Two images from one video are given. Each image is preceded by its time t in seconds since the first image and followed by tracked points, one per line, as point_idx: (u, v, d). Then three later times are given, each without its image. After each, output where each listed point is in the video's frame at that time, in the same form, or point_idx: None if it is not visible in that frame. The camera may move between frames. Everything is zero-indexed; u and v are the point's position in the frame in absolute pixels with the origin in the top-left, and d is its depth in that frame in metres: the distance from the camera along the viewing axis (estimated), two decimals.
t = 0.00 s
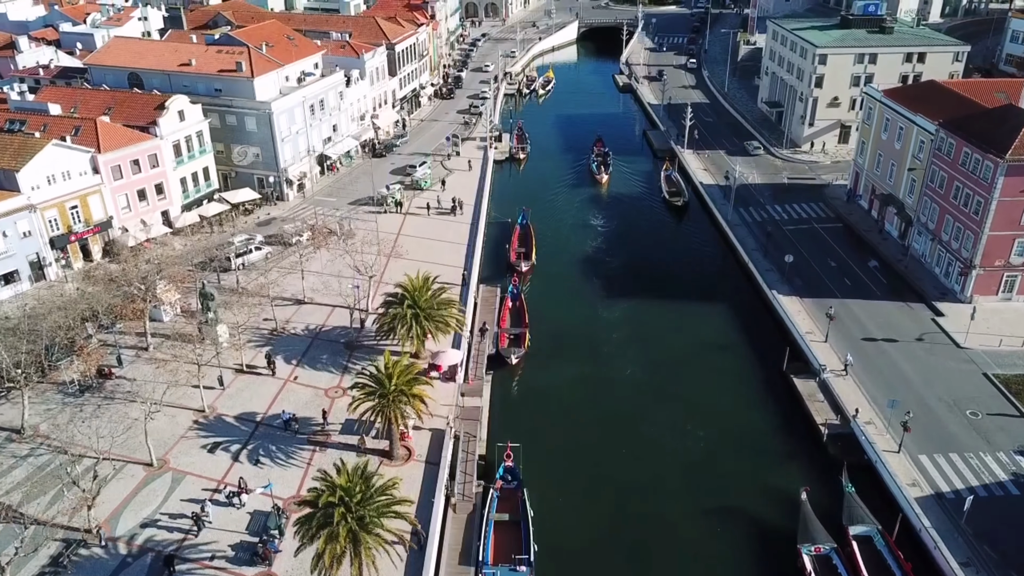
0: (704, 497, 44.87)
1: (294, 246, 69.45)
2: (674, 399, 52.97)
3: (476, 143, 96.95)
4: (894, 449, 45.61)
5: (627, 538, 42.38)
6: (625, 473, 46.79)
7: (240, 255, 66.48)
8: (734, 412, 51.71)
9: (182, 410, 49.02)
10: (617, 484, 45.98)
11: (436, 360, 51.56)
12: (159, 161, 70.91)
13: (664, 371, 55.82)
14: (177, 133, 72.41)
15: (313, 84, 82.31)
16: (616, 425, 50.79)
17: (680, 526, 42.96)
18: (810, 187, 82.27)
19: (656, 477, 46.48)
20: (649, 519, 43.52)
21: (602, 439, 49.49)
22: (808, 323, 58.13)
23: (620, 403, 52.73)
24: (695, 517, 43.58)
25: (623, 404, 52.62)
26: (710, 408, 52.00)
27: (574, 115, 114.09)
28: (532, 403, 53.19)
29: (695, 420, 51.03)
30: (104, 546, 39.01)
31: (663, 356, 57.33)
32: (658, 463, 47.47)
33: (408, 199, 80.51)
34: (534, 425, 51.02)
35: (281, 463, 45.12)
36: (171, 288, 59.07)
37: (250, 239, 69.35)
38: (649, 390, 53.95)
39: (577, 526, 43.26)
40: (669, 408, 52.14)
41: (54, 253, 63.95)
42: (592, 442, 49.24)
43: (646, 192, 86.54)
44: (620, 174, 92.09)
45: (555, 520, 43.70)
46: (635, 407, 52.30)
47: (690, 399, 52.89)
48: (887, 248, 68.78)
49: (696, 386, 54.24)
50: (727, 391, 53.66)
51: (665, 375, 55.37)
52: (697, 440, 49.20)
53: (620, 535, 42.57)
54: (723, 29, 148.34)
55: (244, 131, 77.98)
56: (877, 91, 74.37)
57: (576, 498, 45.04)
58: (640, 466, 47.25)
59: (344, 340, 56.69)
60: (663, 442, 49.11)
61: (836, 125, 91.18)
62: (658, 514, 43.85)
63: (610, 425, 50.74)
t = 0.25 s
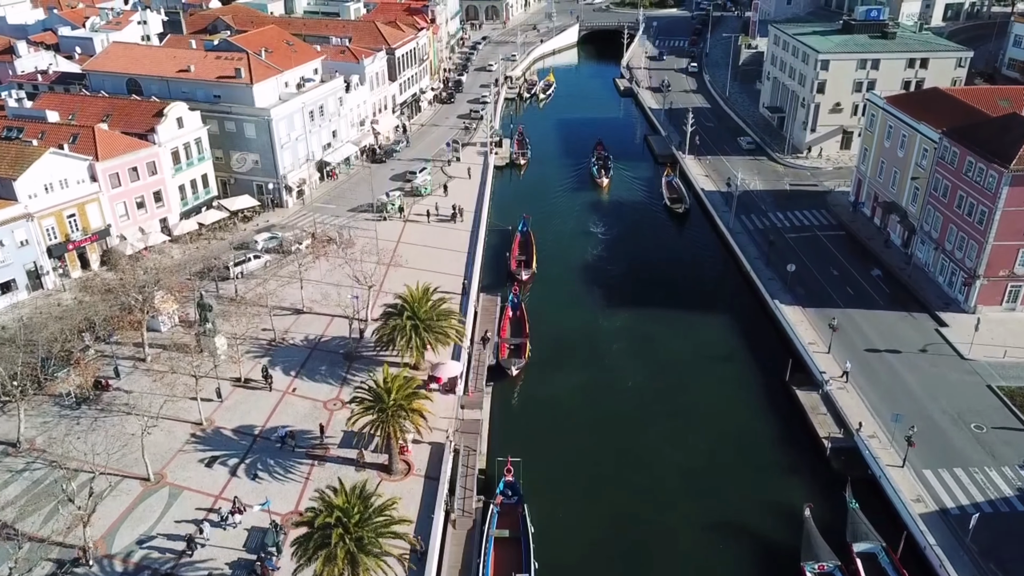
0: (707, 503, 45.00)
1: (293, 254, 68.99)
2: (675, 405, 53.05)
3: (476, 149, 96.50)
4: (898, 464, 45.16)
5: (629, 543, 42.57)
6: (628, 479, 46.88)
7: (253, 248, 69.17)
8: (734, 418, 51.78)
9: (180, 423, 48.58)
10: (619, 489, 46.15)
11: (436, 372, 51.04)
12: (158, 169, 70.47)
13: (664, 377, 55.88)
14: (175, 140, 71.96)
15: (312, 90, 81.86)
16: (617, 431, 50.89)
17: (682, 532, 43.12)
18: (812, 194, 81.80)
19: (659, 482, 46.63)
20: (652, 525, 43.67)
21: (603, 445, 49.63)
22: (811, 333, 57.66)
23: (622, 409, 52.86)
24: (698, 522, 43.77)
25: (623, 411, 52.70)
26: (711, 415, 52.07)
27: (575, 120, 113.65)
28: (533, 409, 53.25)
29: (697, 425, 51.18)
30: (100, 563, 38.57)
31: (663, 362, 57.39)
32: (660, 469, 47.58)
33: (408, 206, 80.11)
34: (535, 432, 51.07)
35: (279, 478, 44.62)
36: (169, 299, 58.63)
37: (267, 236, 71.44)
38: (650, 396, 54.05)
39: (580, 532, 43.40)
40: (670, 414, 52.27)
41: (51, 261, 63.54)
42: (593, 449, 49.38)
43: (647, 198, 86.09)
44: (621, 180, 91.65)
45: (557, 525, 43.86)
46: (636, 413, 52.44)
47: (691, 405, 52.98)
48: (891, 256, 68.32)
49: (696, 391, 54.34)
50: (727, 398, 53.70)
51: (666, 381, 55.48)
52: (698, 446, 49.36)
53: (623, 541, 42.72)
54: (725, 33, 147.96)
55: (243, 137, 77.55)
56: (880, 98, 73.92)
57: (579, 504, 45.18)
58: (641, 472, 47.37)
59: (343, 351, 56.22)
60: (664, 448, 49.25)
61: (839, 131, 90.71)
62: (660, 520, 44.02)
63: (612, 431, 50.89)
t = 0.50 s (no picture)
0: (711, 514, 44.99)
1: (292, 263, 68.55)
2: (679, 414, 53.04)
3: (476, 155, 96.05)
4: (902, 480, 44.67)
5: (635, 554, 42.53)
6: (630, 486, 47.11)
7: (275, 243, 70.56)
8: (739, 428, 51.77)
9: (177, 438, 48.12)
10: (623, 498, 46.16)
11: (435, 386, 50.51)
12: (156, 177, 69.99)
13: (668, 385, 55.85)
14: (174, 148, 71.51)
15: (311, 97, 81.39)
16: (621, 440, 50.86)
17: (687, 543, 43.09)
18: (814, 201, 81.33)
19: (663, 492, 46.63)
20: (656, 535, 43.65)
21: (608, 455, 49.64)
22: (813, 345, 57.18)
23: (626, 418, 52.85)
24: (703, 533, 43.75)
25: (628, 419, 52.70)
26: (715, 425, 52.04)
27: (576, 125, 113.16)
28: (537, 418, 53.23)
29: (702, 435, 51.18)
30: None
31: (668, 370, 57.37)
32: (661, 476, 47.81)
33: (408, 214, 79.68)
34: (540, 441, 51.05)
35: (276, 494, 44.14)
36: (167, 310, 58.18)
37: (292, 233, 72.63)
38: (654, 405, 54.04)
39: (585, 542, 43.37)
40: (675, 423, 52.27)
41: (48, 271, 63.14)
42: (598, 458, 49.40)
43: (648, 205, 85.64)
44: (622, 186, 91.22)
45: (563, 535, 43.85)
46: (641, 422, 52.41)
47: (695, 414, 52.98)
48: (893, 266, 67.86)
49: (701, 400, 54.30)
50: (731, 407, 53.66)
51: (670, 389, 55.44)
52: (702, 456, 49.32)
53: (628, 551, 42.71)
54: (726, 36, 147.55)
55: (241, 144, 77.11)
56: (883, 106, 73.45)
57: (584, 514, 45.18)
58: (646, 482, 47.38)
59: (341, 363, 55.74)
60: (669, 458, 49.23)
61: (841, 137, 90.21)
62: (665, 530, 44.00)
63: (616, 439, 50.88)
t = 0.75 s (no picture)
0: (713, 518, 45.30)
1: (291, 271, 68.14)
2: (681, 418, 53.31)
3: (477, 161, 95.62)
4: (906, 495, 44.25)
5: (637, 557, 42.86)
6: (630, 487, 47.67)
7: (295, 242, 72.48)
8: (741, 431, 52.00)
9: (174, 451, 47.69)
10: (626, 502, 46.52)
11: (435, 398, 50.02)
12: (155, 185, 69.52)
13: (671, 388, 56.09)
14: (172, 156, 71.09)
15: (310, 102, 80.94)
16: (624, 443, 51.16)
17: (687, 543, 43.71)
18: (816, 208, 80.90)
19: (665, 495, 46.98)
20: (658, 539, 44.00)
21: (611, 458, 49.96)
22: (816, 356, 56.75)
23: (629, 421, 53.15)
24: (704, 536, 44.11)
25: (631, 423, 52.97)
26: (717, 429, 52.29)
27: (576, 130, 112.72)
28: (540, 421, 53.50)
29: (704, 438, 51.45)
30: None
31: (670, 373, 57.61)
32: (661, 477, 48.33)
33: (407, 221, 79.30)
34: (542, 445, 51.36)
35: (273, 509, 43.66)
36: (165, 320, 57.75)
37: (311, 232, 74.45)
38: (657, 408, 54.31)
39: (588, 546, 43.71)
40: (677, 426, 52.56)
41: (45, 279, 62.77)
42: (600, 461, 49.71)
43: (649, 212, 85.21)
44: (623, 192, 90.79)
45: (565, 539, 44.20)
46: (643, 425, 52.74)
47: (697, 418, 53.26)
48: (896, 274, 67.43)
49: (703, 403, 54.56)
50: (733, 411, 53.85)
51: (672, 392, 55.68)
52: (705, 460, 49.60)
53: (630, 555, 43.03)
54: (727, 40, 147.07)
55: (240, 151, 76.67)
56: (885, 113, 73.02)
57: (587, 518, 45.50)
58: (648, 485, 47.73)
59: (340, 374, 55.27)
60: (671, 462, 49.54)
61: (843, 143, 89.75)
62: (667, 534, 44.35)
63: (619, 443, 51.21)
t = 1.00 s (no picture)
0: (713, 520, 45.76)
1: (290, 279, 67.75)
2: (682, 420, 53.77)
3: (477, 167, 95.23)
4: (909, 511, 43.79)
5: (638, 557, 43.40)
6: (630, 487, 48.21)
7: (315, 240, 74.52)
8: (741, 434, 52.43)
9: (171, 465, 47.25)
10: (627, 503, 46.97)
11: (434, 411, 49.57)
12: (153, 193, 69.07)
13: (672, 391, 56.50)
14: (170, 163, 70.66)
15: (310, 109, 80.55)
16: (625, 446, 51.61)
17: (688, 542, 44.26)
18: (818, 215, 80.44)
19: (666, 497, 47.45)
20: (659, 540, 44.45)
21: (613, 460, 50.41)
22: (818, 368, 56.29)
23: (630, 423, 53.61)
24: (705, 538, 44.56)
25: (632, 426, 53.44)
26: (718, 432, 52.70)
27: (577, 135, 112.31)
28: (542, 424, 53.92)
29: (705, 441, 51.89)
30: None
31: (671, 376, 58.05)
32: (661, 478, 48.89)
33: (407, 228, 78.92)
34: (544, 447, 51.78)
35: (271, 525, 43.18)
36: (163, 330, 57.31)
37: (331, 230, 76.47)
38: (658, 410, 54.76)
39: (589, 547, 44.15)
40: (678, 428, 53.03)
41: (42, 289, 62.34)
42: (602, 463, 50.19)
43: (650, 219, 84.78)
44: (623, 199, 90.37)
45: (567, 540, 44.65)
46: (643, 427, 53.27)
47: (698, 420, 53.71)
48: (898, 284, 66.98)
49: (704, 406, 54.99)
50: (734, 414, 54.25)
51: (674, 395, 56.10)
52: (705, 463, 50.05)
53: (631, 556, 43.49)
54: (728, 43, 146.65)
55: (239, 158, 76.26)
56: (888, 120, 72.54)
57: (588, 519, 45.93)
58: (649, 486, 48.26)
59: (339, 385, 54.86)
60: (672, 464, 50.02)
61: (845, 149, 89.35)
62: (668, 535, 44.82)
63: (621, 445, 51.68)
